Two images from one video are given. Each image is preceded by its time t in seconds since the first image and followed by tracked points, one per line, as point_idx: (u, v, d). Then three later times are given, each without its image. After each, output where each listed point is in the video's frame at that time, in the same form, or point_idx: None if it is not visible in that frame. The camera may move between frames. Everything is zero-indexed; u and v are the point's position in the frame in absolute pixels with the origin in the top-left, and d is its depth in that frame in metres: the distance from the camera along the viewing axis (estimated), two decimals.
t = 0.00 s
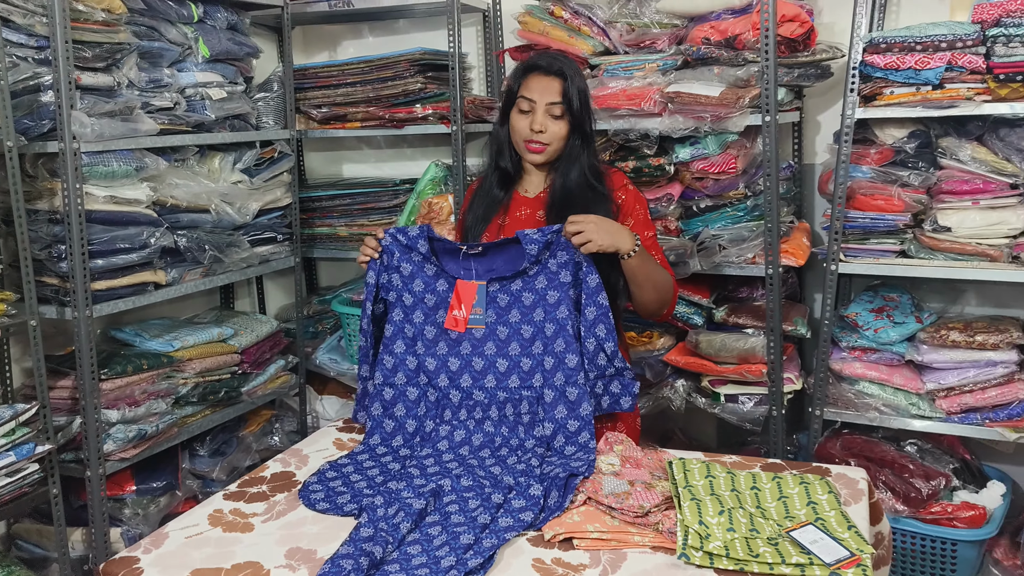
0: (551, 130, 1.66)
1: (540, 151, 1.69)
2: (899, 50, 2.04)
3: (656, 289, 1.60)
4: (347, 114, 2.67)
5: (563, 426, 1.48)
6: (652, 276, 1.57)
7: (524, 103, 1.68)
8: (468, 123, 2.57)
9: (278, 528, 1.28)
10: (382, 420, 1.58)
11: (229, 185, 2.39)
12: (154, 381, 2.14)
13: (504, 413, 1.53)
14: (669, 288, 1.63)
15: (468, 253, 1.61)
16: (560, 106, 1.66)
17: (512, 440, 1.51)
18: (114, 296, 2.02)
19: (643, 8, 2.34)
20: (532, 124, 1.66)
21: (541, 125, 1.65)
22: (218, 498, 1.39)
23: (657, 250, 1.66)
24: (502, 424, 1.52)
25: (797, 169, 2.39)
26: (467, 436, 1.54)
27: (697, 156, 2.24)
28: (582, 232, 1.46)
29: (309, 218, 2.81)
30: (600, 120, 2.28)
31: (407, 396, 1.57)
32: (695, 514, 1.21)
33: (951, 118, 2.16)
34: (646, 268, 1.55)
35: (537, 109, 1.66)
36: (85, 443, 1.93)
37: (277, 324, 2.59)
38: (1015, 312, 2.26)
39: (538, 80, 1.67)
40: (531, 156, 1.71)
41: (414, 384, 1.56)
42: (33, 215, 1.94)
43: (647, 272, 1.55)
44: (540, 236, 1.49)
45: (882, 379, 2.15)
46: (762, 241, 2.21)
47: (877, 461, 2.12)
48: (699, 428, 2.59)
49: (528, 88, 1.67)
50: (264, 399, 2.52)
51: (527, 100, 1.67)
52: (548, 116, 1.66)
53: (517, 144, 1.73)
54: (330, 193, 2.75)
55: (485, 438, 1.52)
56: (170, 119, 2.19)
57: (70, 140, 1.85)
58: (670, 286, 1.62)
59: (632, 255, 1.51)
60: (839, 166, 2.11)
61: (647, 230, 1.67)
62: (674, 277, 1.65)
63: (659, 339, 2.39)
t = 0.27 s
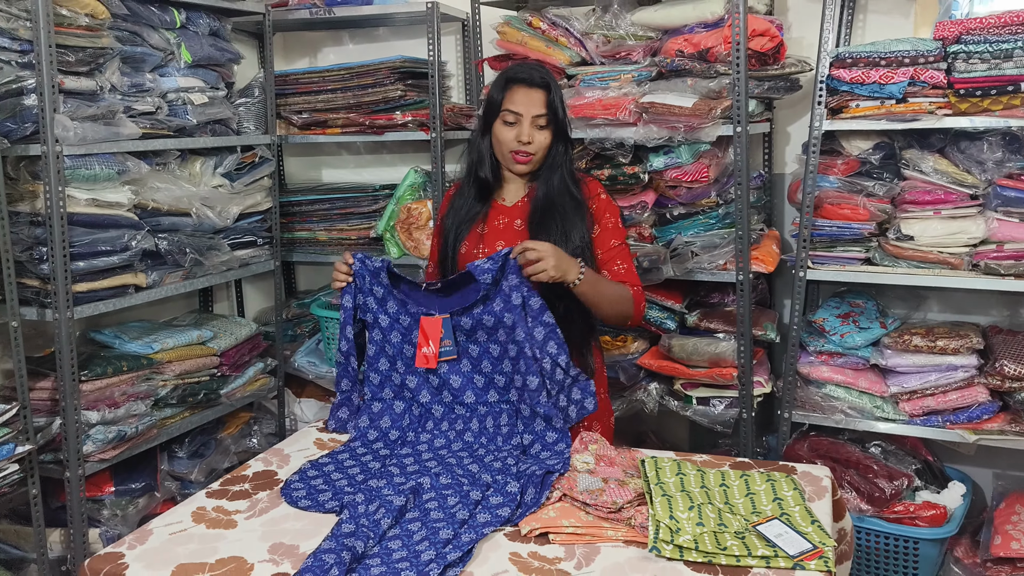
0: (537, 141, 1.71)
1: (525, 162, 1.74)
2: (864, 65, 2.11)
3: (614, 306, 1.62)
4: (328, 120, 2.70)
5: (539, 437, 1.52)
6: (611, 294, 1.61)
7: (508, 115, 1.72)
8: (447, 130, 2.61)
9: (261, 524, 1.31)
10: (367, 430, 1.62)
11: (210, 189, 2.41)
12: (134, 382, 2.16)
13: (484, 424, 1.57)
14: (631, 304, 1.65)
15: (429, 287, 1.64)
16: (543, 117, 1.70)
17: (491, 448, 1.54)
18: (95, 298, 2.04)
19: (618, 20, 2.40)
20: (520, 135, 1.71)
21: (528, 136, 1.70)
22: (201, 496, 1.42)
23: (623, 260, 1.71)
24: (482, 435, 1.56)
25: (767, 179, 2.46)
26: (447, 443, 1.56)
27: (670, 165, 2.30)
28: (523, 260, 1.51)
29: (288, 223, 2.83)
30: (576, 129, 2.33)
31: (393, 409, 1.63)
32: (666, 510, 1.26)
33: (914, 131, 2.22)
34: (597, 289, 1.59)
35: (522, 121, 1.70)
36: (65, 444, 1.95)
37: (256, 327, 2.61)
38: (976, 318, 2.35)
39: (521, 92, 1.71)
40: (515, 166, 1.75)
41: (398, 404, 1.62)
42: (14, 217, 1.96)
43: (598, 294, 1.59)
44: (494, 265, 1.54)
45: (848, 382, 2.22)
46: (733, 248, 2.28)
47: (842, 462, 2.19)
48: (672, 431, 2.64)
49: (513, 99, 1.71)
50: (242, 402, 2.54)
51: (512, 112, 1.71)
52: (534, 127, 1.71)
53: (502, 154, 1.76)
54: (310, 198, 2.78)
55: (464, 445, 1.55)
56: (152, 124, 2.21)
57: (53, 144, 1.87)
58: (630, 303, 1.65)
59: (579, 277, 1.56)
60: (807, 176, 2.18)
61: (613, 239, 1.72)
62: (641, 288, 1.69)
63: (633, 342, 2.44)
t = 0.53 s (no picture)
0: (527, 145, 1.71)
1: (516, 165, 1.74)
2: (845, 68, 2.15)
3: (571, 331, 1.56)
4: (316, 118, 2.72)
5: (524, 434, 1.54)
6: (591, 300, 1.63)
7: (498, 119, 1.71)
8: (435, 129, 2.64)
9: (251, 515, 1.33)
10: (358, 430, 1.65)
11: (198, 186, 2.42)
12: (121, 378, 2.17)
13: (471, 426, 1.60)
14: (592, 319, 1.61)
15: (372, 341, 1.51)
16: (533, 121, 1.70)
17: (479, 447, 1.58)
18: (83, 293, 2.05)
19: (606, 22, 2.43)
20: (511, 139, 1.70)
21: (520, 140, 1.70)
22: (191, 488, 1.43)
23: (590, 261, 1.69)
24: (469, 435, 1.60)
25: (750, 180, 2.50)
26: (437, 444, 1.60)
27: (656, 165, 2.34)
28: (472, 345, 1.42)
29: (276, 220, 2.84)
30: (563, 128, 2.36)
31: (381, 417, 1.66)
32: (651, 502, 1.29)
33: (894, 133, 2.27)
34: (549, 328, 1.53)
35: (513, 125, 1.70)
36: (52, 439, 1.96)
37: (243, 324, 2.62)
38: (954, 318, 2.40)
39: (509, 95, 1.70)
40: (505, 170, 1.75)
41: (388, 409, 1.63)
42: (2, 212, 1.97)
43: (555, 334, 1.53)
44: (444, 341, 1.44)
45: (828, 380, 2.26)
46: (717, 247, 2.31)
47: (822, 459, 2.23)
48: (656, 428, 2.68)
49: (501, 103, 1.69)
50: (230, 398, 2.55)
51: (502, 116, 1.70)
52: (525, 130, 1.71)
53: (491, 157, 1.75)
54: (298, 196, 2.79)
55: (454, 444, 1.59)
56: (141, 120, 2.22)
57: (42, 139, 1.88)
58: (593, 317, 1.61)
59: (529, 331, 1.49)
60: (790, 177, 2.22)
61: (587, 239, 1.72)
62: (607, 290, 1.66)
63: (618, 341, 2.48)
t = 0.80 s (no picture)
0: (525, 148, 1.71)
1: (514, 169, 1.74)
2: (838, 68, 2.17)
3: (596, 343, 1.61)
4: (313, 115, 2.72)
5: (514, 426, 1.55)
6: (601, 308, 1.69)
7: (496, 122, 1.69)
8: (431, 126, 2.64)
9: (248, 507, 1.35)
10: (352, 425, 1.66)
11: (195, 181, 2.43)
12: (117, 372, 2.18)
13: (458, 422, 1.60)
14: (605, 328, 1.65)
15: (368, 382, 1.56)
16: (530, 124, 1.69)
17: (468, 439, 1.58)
18: (79, 288, 2.06)
19: (601, 21, 2.44)
20: (509, 142, 1.69)
21: (518, 144, 1.69)
22: (188, 481, 1.44)
23: (595, 269, 1.74)
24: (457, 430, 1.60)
25: (744, 178, 2.52)
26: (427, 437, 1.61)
27: (650, 164, 2.35)
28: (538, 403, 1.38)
29: (272, 216, 2.85)
30: (558, 126, 2.37)
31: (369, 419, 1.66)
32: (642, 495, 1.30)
33: (887, 133, 2.29)
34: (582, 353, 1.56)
35: (511, 129, 1.68)
36: (48, 432, 1.97)
37: (239, 320, 2.62)
38: (944, 317, 2.42)
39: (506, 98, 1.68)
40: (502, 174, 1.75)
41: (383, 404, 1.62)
42: None
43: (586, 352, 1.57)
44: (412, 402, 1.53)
45: (820, 378, 2.28)
46: (710, 245, 2.33)
47: (814, 456, 2.24)
48: (650, 425, 2.69)
49: (498, 106, 1.67)
50: (225, 393, 2.55)
51: (499, 120, 1.68)
52: (522, 133, 1.70)
53: (488, 161, 1.74)
54: (294, 192, 2.80)
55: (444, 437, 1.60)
56: (138, 115, 2.23)
57: (40, 133, 1.89)
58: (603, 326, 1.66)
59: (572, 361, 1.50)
60: (783, 176, 2.23)
61: (586, 246, 1.77)
62: (613, 297, 1.73)
63: (612, 338, 2.49)
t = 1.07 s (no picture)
0: (528, 146, 1.69)
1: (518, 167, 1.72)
2: (838, 63, 2.17)
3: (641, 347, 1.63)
4: (312, 109, 2.72)
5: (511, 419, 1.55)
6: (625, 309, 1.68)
7: (497, 121, 1.67)
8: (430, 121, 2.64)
9: (247, 500, 1.35)
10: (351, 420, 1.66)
11: (195, 176, 2.43)
12: (117, 366, 2.18)
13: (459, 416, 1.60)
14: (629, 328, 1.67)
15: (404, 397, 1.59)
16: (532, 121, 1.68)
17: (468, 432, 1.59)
18: (79, 281, 2.06)
19: (600, 16, 2.43)
20: (512, 141, 1.67)
21: (521, 142, 1.67)
22: (187, 474, 1.45)
23: (615, 266, 1.75)
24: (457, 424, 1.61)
25: (743, 174, 2.51)
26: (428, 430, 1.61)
27: (649, 159, 2.35)
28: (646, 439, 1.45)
29: (271, 211, 2.85)
30: (558, 121, 2.37)
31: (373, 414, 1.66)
32: (641, 489, 1.31)
33: (886, 128, 2.30)
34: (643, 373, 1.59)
35: (513, 127, 1.67)
36: (48, 426, 1.97)
37: (238, 314, 2.63)
38: (943, 312, 2.43)
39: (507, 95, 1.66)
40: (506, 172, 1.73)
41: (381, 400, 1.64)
42: None
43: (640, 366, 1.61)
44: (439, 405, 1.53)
45: (818, 372, 2.28)
46: (709, 240, 2.33)
47: (812, 451, 2.26)
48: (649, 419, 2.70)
49: (499, 105, 1.66)
50: (224, 387, 2.56)
51: (501, 118, 1.66)
52: (526, 131, 1.68)
53: (491, 159, 1.73)
54: (294, 187, 2.80)
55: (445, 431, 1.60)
56: (137, 109, 2.23)
57: (39, 127, 1.90)
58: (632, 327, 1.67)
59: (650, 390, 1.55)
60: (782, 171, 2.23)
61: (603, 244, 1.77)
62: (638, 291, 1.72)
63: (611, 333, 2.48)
